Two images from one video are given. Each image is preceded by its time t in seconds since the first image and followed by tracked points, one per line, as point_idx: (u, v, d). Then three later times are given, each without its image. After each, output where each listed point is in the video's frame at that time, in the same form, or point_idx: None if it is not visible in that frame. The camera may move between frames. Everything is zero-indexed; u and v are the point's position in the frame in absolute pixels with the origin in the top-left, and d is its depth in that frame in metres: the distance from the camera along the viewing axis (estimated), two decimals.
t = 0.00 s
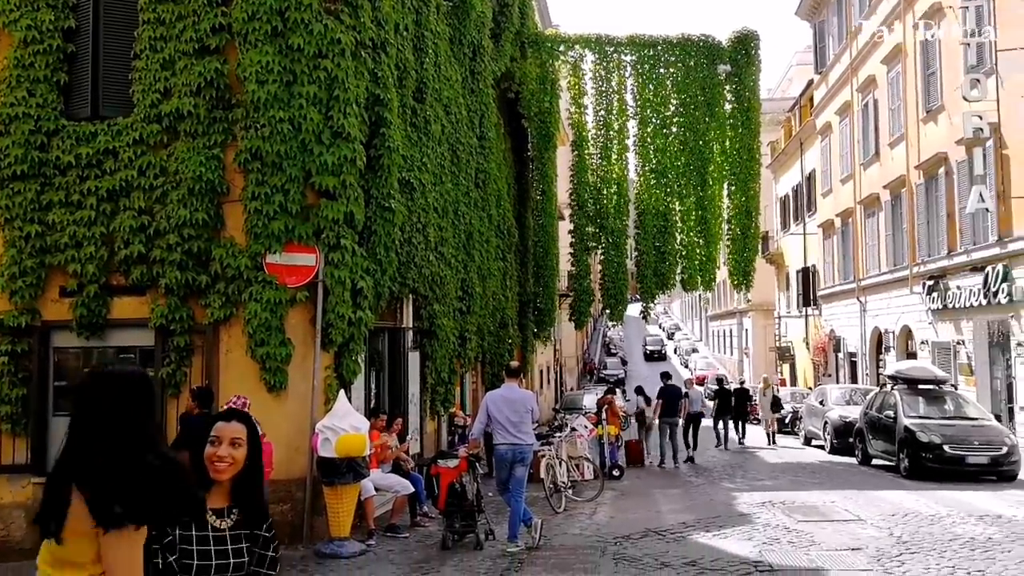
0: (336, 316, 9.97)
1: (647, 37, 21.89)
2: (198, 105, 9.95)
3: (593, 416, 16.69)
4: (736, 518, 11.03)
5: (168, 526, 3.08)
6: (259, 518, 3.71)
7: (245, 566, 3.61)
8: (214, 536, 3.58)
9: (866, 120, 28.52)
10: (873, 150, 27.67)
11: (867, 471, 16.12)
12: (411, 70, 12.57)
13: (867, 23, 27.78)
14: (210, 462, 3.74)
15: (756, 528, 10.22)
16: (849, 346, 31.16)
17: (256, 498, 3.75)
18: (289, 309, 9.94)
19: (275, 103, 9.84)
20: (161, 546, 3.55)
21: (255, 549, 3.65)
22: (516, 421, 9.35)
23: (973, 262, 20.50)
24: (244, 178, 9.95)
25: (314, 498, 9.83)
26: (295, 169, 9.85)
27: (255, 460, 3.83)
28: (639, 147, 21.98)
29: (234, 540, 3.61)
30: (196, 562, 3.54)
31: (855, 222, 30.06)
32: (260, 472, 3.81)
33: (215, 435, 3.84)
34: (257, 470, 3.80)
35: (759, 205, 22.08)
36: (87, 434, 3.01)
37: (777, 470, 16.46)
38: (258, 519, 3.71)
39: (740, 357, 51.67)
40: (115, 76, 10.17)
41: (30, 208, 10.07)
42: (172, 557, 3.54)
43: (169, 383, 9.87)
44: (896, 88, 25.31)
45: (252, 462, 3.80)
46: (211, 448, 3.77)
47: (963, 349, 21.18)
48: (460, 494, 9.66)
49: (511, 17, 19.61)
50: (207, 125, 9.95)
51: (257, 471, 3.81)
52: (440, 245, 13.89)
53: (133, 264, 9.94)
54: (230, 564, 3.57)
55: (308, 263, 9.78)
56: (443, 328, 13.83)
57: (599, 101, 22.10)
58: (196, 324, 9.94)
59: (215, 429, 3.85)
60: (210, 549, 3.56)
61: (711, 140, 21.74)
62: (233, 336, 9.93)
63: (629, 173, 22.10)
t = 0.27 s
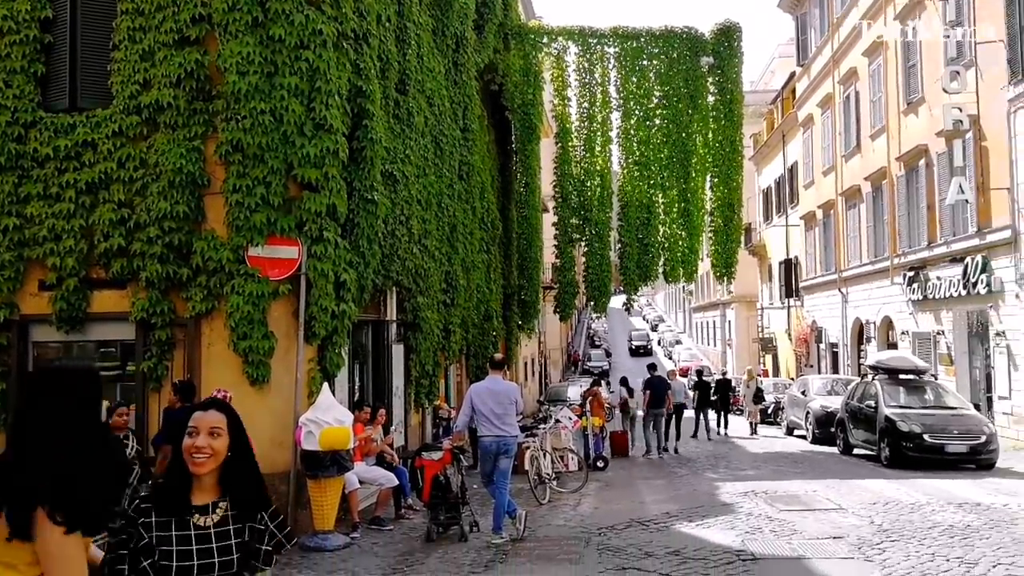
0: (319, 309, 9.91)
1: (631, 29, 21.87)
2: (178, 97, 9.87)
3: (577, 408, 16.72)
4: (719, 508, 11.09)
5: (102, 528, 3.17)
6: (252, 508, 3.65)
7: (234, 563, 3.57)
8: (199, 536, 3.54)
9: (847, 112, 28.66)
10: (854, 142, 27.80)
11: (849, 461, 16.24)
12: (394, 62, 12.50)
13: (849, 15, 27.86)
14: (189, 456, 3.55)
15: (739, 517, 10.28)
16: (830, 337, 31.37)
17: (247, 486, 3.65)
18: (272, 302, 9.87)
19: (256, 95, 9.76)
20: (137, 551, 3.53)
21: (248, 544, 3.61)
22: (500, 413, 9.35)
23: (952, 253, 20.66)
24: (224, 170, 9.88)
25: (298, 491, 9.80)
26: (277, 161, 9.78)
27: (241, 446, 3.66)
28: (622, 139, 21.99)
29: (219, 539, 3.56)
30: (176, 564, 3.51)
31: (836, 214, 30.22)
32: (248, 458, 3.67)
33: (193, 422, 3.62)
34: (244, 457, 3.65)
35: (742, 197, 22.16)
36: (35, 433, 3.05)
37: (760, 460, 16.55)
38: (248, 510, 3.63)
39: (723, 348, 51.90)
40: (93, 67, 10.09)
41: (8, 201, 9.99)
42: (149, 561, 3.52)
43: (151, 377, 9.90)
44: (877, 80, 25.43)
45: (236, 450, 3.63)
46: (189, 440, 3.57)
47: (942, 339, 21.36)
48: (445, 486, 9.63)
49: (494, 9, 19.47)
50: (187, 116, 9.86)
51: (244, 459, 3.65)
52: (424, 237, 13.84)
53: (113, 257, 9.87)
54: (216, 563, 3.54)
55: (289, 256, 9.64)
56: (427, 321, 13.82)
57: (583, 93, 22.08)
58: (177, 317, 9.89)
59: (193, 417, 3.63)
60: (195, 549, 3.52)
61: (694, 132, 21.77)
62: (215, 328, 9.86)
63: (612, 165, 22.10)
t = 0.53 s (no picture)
0: (300, 304, 9.84)
1: (612, 23, 21.88)
2: (156, 90, 9.79)
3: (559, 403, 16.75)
4: (701, 500, 11.15)
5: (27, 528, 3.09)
6: (217, 497, 3.34)
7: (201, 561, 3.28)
8: (163, 534, 3.25)
9: (827, 107, 28.84)
10: (833, 137, 27.97)
11: (828, 453, 16.36)
12: (374, 56, 12.44)
13: (828, 11, 27.98)
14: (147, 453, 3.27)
15: (720, 510, 10.33)
16: (810, 331, 31.58)
17: (209, 480, 3.33)
18: (252, 297, 9.81)
19: (235, 88, 9.68)
20: (101, 549, 3.27)
21: (217, 541, 3.31)
22: (482, 408, 9.34)
23: (930, 246, 20.85)
24: (203, 165, 9.81)
25: (279, 486, 9.76)
26: (256, 155, 9.71)
27: (202, 436, 3.36)
28: (603, 134, 22.01)
29: (185, 536, 3.27)
30: (138, 564, 3.23)
31: (816, 208, 30.41)
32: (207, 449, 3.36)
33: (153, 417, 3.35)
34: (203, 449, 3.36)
35: (722, 191, 22.25)
36: None
37: (741, 453, 16.65)
38: (214, 503, 3.34)
39: (704, 342, 52.17)
40: (69, 61, 10.01)
41: None
42: (106, 562, 3.25)
43: (129, 374, 9.81)
44: (856, 76, 25.60)
45: (197, 444, 3.32)
46: (147, 436, 3.29)
47: (920, 333, 21.54)
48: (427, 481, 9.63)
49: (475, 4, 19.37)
50: (165, 110, 9.78)
51: (206, 450, 3.35)
52: (406, 232, 13.78)
53: (90, 253, 9.81)
54: (180, 562, 3.24)
55: (269, 251, 9.62)
56: (409, 316, 13.78)
57: (564, 88, 22.08)
58: (156, 314, 9.82)
59: (151, 411, 3.35)
60: (159, 547, 3.24)
61: (674, 126, 21.84)
62: (195, 324, 9.81)
63: (594, 160, 22.12)
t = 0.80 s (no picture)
0: (282, 301, 9.78)
1: (595, 21, 21.90)
2: (136, 85, 9.70)
3: (542, 400, 16.77)
4: (682, 496, 11.19)
5: None
6: (165, 504, 3.00)
7: None
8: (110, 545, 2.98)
9: (808, 105, 29.01)
10: (814, 135, 28.14)
11: (809, 449, 16.47)
12: (357, 52, 12.39)
13: (809, 10, 28.12)
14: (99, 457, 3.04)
15: (701, 506, 10.38)
16: (791, 328, 31.79)
17: (162, 485, 3.02)
18: (233, 294, 9.77)
19: (215, 83, 9.61)
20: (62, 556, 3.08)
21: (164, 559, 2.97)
22: (465, 404, 9.34)
23: (909, 244, 21.02)
24: (183, 161, 9.74)
25: (261, 484, 9.69)
26: (237, 151, 9.64)
27: (163, 438, 3.08)
28: (586, 131, 22.03)
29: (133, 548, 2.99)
30: None
31: (797, 206, 30.59)
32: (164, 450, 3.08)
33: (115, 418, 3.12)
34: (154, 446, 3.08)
35: (705, 189, 22.35)
36: None
37: (722, 449, 16.73)
38: (161, 515, 3.00)
39: (687, 339, 52.41)
40: (47, 55, 9.91)
41: None
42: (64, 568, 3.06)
43: (109, 371, 9.72)
44: (837, 75, 25.77)
45: (154, 448, 3.05)
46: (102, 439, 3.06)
47: (900, 329, 21.71)
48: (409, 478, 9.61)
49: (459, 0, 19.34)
50: (144, 106, 9.71)
51: (167, 454, 3.07)
52: (389, 229, 13.74)
53: (69, 249, 9.72)
54: None
55: (251, 247, 9.54)
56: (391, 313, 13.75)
57: (547, 85, 22.08)
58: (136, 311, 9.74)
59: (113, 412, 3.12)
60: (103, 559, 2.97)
61: (657, 124, 21.92)
62: (175, 321, 9.74)
63: (577, 157, 22.13)
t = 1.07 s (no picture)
0: (267, 299, 9.75)
1: (580, 19, 21.90)
2: (119, 82, 9.65)
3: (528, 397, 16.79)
4: (668, 493, 11.24)
5: None
6: (106, 495, 3.29)
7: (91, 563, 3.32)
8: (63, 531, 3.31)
9: (792, 104, 29.14)
10: (798, 134, 28.27)
11: (793, 446, 16.57)
12: (342, 49, 12.35)
13: (793, 9, 28.22)
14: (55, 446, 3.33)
15: (686, 502, 10.43)
16: (775, 325, 31.96)
17: (108, 477, 3.29)
18: (218, 293, 9.73)
19: (199, 81, 9.58)
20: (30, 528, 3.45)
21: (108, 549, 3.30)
22: (451, 402, 9.33)
23: (892, 242, 21.16)
24: (167, 158, 9.70)
25: (246, 483, 9.65)
26: (222, 149, 9.62)
27: (115, 433, 3.33)
28: (572, 129, 22.06)
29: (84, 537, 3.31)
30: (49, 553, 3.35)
31: (781, 204, 30.73)
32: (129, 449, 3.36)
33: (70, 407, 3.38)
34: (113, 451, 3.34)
35: (690, 187, 22.43)
36: None
37: (707, 446, 16.81)
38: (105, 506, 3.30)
39: (672, 337, 52.59)
40: (29, 52, 9.82)
41: None
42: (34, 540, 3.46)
43: (92, 370, 9.67)
44: (820, 73, 25.89)
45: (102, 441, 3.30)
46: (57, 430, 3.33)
47: (882, 327, 21.86)
48: (395, 476, 9.60)
49: None
50: (128, 103, 9.66)
51: (118, 447, 3.34)
52: (374, 227, 13.71)
53: (51, 248, 9.65)
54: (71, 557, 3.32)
55: (235, 246, 9.39)
56: (377, 311, 13.73)
57: (533, 83, 22.08)
58: (119, 309, 9.70)
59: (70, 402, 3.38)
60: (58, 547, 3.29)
61: (642, 123, 21.99)
62: (159, 320, 9.70)
63: (562, 155, 22.14)
